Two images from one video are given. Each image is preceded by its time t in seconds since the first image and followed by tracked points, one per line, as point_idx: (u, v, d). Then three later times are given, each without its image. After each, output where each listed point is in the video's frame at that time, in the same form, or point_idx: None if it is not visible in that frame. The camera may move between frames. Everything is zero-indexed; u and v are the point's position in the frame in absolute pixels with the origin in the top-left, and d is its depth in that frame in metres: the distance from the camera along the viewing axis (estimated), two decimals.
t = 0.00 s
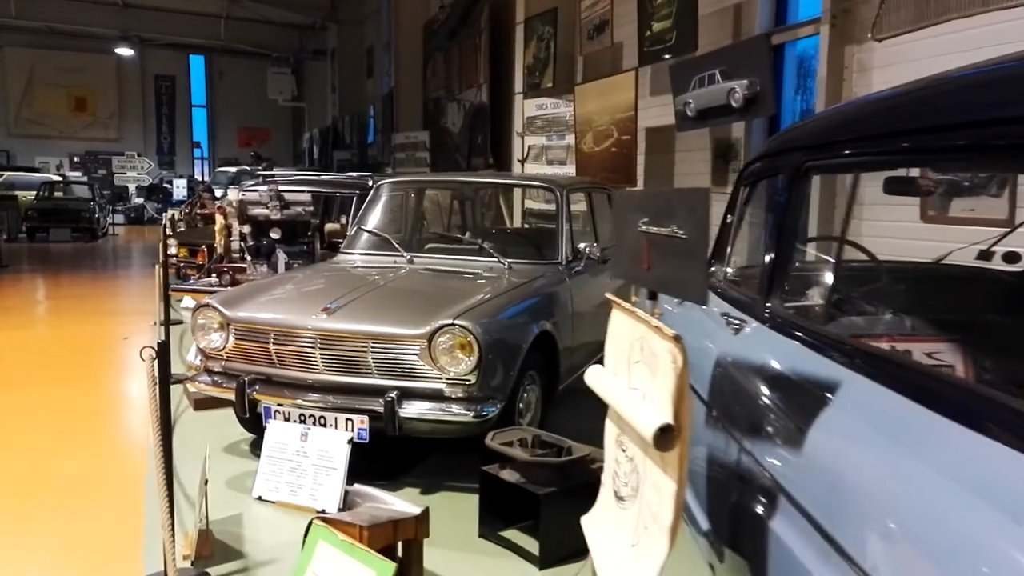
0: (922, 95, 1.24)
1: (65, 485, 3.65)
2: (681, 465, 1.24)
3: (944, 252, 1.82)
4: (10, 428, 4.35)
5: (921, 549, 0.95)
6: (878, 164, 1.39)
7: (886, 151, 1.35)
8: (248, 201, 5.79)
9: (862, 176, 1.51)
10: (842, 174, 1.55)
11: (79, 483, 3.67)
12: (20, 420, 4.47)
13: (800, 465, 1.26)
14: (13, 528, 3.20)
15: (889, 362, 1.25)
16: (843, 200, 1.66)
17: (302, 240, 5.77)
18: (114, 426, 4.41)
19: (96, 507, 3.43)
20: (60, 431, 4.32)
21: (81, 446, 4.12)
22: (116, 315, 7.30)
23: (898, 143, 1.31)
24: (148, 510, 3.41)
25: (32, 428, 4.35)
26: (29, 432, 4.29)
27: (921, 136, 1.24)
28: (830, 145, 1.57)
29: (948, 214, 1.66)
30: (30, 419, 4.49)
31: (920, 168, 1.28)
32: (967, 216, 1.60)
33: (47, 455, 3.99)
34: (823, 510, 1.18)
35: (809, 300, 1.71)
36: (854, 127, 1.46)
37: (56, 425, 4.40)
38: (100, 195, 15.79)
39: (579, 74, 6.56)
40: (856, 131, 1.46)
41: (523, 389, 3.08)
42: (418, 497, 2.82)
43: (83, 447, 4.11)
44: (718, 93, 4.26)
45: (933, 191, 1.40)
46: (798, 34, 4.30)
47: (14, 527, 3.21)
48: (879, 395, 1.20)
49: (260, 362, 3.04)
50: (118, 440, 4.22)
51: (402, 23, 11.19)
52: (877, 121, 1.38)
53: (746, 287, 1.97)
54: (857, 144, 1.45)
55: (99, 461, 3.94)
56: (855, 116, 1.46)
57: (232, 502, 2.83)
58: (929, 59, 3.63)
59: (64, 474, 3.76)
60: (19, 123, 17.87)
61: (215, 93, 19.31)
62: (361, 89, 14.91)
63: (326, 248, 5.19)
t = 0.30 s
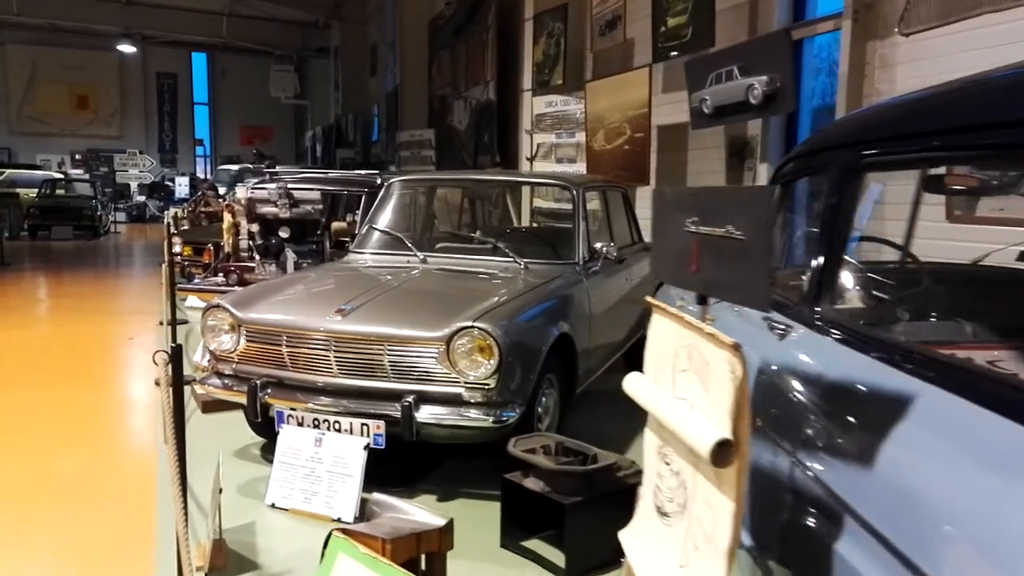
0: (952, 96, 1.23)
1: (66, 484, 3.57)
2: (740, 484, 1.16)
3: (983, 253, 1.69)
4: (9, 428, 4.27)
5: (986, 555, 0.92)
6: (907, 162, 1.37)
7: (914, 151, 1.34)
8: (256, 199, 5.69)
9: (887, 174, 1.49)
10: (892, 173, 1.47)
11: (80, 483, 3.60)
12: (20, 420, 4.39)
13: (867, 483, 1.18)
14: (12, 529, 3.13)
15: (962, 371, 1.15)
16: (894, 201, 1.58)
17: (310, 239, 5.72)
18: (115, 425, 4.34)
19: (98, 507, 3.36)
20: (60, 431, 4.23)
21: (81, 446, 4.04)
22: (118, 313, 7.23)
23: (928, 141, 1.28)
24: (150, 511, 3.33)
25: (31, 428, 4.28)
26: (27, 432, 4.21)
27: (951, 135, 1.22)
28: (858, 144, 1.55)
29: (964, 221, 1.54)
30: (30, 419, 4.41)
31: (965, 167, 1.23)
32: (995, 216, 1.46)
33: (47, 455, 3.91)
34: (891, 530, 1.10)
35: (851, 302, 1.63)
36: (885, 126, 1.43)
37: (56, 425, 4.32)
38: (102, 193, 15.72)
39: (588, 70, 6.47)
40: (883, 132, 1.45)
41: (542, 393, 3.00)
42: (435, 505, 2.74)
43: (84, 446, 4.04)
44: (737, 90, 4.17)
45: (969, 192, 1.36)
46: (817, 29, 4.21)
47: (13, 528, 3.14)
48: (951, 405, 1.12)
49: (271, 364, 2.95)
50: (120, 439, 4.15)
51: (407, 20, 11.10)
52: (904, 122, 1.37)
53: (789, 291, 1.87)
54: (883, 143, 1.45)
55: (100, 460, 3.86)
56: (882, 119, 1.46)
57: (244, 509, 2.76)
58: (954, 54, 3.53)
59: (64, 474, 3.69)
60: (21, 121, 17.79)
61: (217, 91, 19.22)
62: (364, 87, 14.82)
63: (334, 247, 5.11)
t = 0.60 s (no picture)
0: (985, 100, 1.26)
1: (67, 486, 3.52)
2: (808, 509, 1.06)
3: None
4: (10, 430, 4.22)
5: None
6: (942, 166, 1.41)
7: (954, 154, 1.36)
8: (265, 199, 5.62)
9: (929, 175, 1.46)
10: (950, 173, 1.40)
11: (82, 484, 3.54)
12: (20, 422, 4.33)
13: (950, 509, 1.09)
14: (14, 532, 3.08)
15: None
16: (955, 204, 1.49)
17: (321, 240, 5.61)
18: (118, 426, 4.28)
19: (100, 509, 3.30)
20: (60, 432, 4.18)
21: (83, 446, 3.99)
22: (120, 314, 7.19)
23: (964, 144, 1.32)
24: (154, 512, 3.29)
25: (32, 429, 4.22)
26: (27, 433, 4.16)
27: (989, 138, 1.25)
28: (884, 151, 1.62)
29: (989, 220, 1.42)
30: (31, 420, 4.36)
31: (1008, 167, 1.25)
32: None
33: (48, 456, 3.86)
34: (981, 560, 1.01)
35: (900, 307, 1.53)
36: (920, 130, 1.46)
37: (57, 427, 4.26)
38: (104, 193, 15.64)
39: (599, 69, 6.38)
40: (913, 136, 1.50)
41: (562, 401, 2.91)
42: (454, 516, 2.66)
43: (85, 447, 3.98)
44: (756, 88, 4.09)
45: (1002, 196, 1.33)
46: (839, 26, 4.12)
47: (14, 531, 3.09)
48: None
49: (284, 370, 2.86)
50: (122, 440, 4.09)
51: (412, 19, 11.03)
52: (938, 126, 1.41)
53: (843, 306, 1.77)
54: (921, 152, 1.48)
55: (102, 461, 3.81)
56: (912, 123, 1.51)
57: (257, 519, 2.67)
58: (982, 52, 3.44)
59: (66, 476, 3.63)
60: (23, 121, 17.70)
61: (220, 90, 19.14)
62: (367, 86, 14.73)
63: (343, 249, 5.03)
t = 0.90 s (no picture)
0: (1009, 99, 1.29)
1: (69, 488, 3.45)
2: (873, 537, 0.98)
3: None
4: (11, 432, 4.15)
5: None
6: (967, 164, 1.41)
7: (973, 154, 1.39)
8: (271, 199, 5.48)
9: (988, 172, 1.37)
10: (985, 171, 1.38)
11: (84, 486, 3.48)
12: (21, 424, 4.27)
13: None
14: (14, 535, 3.01)
15: None
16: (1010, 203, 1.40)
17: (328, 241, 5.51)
18: (121, 428, 4.21)
19: (102, 511, 3.24)
20: (62, 434, 4.11)
21: (85, 448, 3.92)
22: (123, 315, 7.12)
23: (987, 145, 1.35)
24: (157, 514, 3.22)
25: (33, 431, 4.16)
26: (29, 435, 4.10)
27: (1008, 138, 1.29)
28: (908, 152, 1.65)
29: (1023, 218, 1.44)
30: (34, 422, 4.30)
31: None
32: None
33: (50, 458, 3.79)
34: None
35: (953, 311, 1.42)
36: (942, 130, 1.49)
37: (59, 429, 4.20)
38: (106, 194, 15.56)
39: (607, 66, 6.29)
40: (934, 137, 1.53)
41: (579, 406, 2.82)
42: (468, 527, 2.57)
43: (87, 449, 3.92)
44: (773, 84, 3.99)
45: None
46: (857, 20, 4.01)
47: (15, 534, 3.02)
48: None
49: (292, 376, 2.77)
50: (125, 441, 4.02)
51: (416, 17, 10.94)
52: (960, 126, 1.44)
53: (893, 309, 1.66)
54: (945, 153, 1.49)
55: (104, 463, 3.74)
56: (933, 123, 1.54)
57: (265, 531, 2.59)
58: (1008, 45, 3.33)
59: (68, 478, 3.56)
60: (25, 121, 17.63)
61: (222, 90, 19.08)
62: (370, 86, 14.65)
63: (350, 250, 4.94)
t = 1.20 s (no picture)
0: None
1: (71, 491, 3.41)
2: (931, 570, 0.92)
3: None
4: (13, 434, 4.11)
5: None
6: None
7: None
8: (275, 200, 5.48)
9: None
10: None
11: (84, 489, 3.43)
12: (24, 426, 4.22)
13: None
14: (15, 538, 2.97)
15: None
16: None
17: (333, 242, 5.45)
18: (124, 431, 4.17)
19: (104, 512, 3.20)
20: (64, 437, 4.07)
21: (87, 450, 3.88)
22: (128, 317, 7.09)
23: None
24: (160, 516, 3.17)
25: (35, 434, 4.11)
26: (30, 438, 4.05)
27: None
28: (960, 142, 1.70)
29: None
30: (36, 425, 4.26)
31: None
32: None
33: (52, 462, 3.74)
34: None
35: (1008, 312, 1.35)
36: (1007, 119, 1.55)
37: (62, 431, 4.15)
38: (113, 195, 15.56)
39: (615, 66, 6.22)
40: (997, 126, 1.59)
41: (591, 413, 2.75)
42: (477, 537, 2.50)
43: (90, 451, 3.87)
44: (786, 83, 3.91)
45: None
46: (871, 17, 3.93)
47: (16, 537, 2.98)
48: None
49: (296, 381, 2.71)
50: (128, 443, 3.98)
51: (421, 18, 10.88)
52: None
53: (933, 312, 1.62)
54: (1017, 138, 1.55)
55: (106, 465, 3.70)
56: (989, 113, 1.60)
57: (268, 541, 2.52)
58: None
59: (68, 480, 3.52)
60: (32, 123, 17.63)
61: (228, 91, 19.07)
62: (376, 87, 14.61)
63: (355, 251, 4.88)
